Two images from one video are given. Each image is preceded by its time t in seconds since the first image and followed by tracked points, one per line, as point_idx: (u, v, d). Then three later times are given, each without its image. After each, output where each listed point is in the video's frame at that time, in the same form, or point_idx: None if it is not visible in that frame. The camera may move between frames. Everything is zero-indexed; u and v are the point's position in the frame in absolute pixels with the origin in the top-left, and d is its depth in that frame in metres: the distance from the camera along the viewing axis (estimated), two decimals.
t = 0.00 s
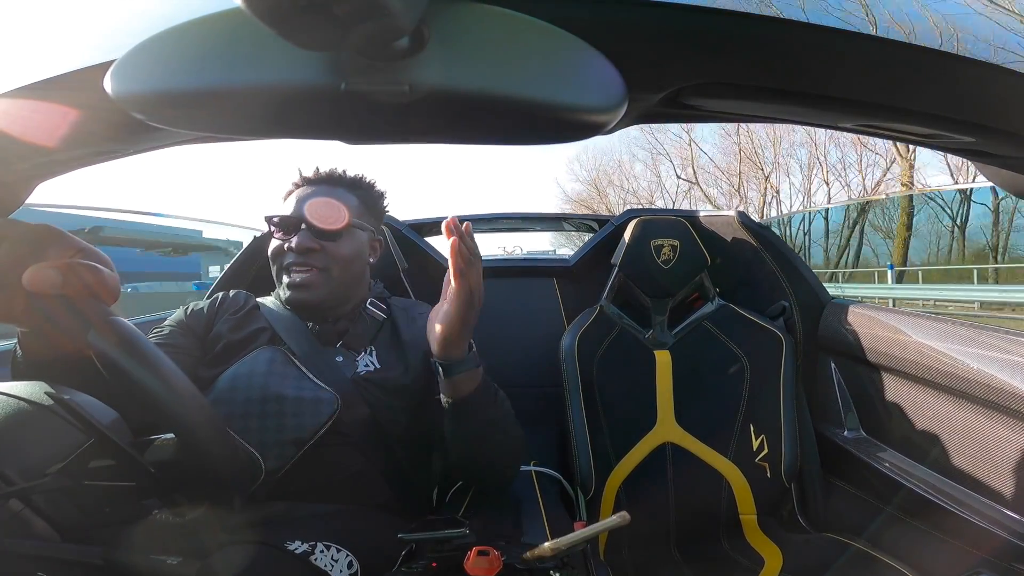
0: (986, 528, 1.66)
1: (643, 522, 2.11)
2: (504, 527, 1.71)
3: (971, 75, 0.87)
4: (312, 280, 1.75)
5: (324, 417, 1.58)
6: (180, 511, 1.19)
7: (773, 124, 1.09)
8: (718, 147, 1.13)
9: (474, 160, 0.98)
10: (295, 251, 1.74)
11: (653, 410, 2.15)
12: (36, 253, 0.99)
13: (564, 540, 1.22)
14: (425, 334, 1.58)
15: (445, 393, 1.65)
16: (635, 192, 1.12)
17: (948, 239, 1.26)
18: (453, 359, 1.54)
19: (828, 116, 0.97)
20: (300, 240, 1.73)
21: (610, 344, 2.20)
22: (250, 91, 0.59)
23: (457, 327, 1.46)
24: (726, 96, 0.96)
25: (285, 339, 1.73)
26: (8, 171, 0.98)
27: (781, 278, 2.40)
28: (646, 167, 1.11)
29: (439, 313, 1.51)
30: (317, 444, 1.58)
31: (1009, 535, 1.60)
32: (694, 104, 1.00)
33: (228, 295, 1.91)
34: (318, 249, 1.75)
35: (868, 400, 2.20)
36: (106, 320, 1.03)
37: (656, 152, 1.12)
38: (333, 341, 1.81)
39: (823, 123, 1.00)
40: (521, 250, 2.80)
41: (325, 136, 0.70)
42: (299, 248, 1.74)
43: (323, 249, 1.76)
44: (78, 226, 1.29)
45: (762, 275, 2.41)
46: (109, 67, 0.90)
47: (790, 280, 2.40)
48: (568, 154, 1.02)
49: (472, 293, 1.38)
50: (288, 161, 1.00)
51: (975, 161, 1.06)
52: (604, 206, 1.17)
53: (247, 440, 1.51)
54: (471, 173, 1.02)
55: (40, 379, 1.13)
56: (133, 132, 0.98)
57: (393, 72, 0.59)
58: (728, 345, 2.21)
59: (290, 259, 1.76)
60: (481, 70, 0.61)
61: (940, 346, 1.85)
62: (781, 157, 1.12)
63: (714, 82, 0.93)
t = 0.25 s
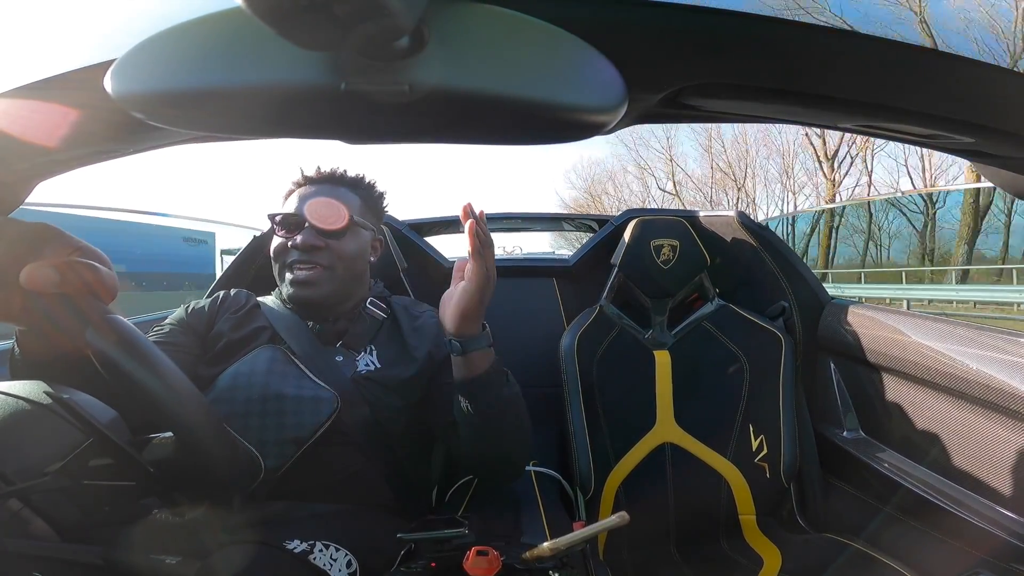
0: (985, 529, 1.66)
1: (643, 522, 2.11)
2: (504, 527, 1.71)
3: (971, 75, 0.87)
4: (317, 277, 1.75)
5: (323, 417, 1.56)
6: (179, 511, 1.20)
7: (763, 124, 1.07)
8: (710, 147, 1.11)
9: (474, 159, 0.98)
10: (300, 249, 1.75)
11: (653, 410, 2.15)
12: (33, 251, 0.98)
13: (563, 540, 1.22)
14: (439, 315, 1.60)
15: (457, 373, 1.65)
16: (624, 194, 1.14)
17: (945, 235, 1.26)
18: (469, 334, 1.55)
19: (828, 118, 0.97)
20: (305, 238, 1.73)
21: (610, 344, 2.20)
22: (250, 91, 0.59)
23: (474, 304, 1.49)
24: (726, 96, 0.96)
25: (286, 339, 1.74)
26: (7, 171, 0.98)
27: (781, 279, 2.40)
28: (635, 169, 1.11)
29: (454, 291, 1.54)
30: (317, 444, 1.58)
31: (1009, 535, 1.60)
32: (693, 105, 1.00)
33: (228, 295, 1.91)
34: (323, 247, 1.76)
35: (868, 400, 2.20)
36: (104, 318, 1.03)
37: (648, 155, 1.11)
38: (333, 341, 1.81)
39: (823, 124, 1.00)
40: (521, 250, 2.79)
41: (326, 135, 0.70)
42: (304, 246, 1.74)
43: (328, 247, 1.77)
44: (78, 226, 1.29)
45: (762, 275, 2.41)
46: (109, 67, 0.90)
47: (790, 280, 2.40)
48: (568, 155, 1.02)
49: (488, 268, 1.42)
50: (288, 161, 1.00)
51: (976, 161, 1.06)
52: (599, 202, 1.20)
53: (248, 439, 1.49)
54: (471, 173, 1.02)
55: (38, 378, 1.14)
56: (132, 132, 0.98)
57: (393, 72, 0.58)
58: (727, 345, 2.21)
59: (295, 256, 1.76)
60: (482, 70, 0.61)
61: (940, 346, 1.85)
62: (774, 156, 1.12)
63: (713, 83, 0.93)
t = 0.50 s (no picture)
0: (985, 528, 1.66)
1: (643, 521, 2.11)
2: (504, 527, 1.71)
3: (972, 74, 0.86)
4: (314, 278, 1.74)
5: (323, 418, 1.57)
6: (179, 511, 1.23)
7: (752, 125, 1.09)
8: (697, 149, 1.13)
9: (474, 159, 0.98)
10: (295, 251, 1.74)
11: (653, 410, 2.15)
12: (33, 250, 0.99)
13: (563, 540, 1.22)
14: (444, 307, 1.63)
15: (464, 360, 1.67)
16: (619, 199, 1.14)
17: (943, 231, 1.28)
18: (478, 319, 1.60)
19: (828, 117, 0.97)
20: (300, 239, 1.72)
21: (609, 344, 2.20)
22: (250, 90, 0.59)
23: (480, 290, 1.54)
24: (727, 96, 0.96)
25: (286, 338, 1.74)
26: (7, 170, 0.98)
27: (781, 278, 2.40)
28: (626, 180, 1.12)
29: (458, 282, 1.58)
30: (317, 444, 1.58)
31: (1009, 535, 1.60)
32: (693, 104, 1.00)
33: (227, 294, 1.91)
34: (318, 247, 1.74)
35: (868, 399, 2.20)
36: (104, 317, 1.03)
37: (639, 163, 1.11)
38: (332, 340, 1.81)
39: (823, 123, 1.01)
40: (521, 249, 2.80)
41: (325, 134, 0.70)
42: (299, 248, 1.73)
43: (323, 248, 1.75)
44: (78, 226, 1.29)
45: (762, 275, 2.41)
46: (109, 67, 0.90)
47: (789, 279, 2.40)
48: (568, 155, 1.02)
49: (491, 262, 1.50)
50: (288, 161, 1.00)
51: (975, 161, 1.06)
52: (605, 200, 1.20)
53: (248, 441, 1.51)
54: (471, 172, 1.02)
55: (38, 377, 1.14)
56: (132, 132, 0.98)
57: (392, 71, 0.58)
58: (727, 344, 2.21)
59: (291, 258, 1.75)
60: (481, 69, 0.61)
61: (940, 346, 1.85)
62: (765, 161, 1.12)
63: (713, 82, 0.93)
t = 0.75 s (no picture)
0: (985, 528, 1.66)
1: (643, 521, 2.11)
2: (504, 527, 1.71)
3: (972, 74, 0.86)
4: (312, 284, 1.75)
5: (324, 419, 1.57)
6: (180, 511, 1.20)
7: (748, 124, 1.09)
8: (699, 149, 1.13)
9: (473, 158, 0.98)
10: (292, 259, 1.74)
11: (653, 410, 2.15)
12: (32, 250, 0.99)
13: (564, 539, 1.22)
14: (416, 334, 1.59)
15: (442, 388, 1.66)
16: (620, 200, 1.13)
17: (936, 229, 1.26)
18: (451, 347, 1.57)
19: (829, 117, 0.97)
20: (295, 247, 1.73)
21: (609, 344, 2.20)
22: (250, 91, 0.59)
23: (451, 318, 1.50)
24: (727, 96, 0.96)
25: (285, 338, 1.75)
26: (7, 171, 0.98)
27: (781, 278, 2.40)
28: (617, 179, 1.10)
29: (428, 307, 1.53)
30: (317, 444, 1.58)
31: (1009, 535, 1.60)
32: (693, 104, 1.00)
33: (227, 294, 1.91)
34: (315, 253, 1.75)
35: (868, 399, 2.20)
36: (103, 317, 1.03)
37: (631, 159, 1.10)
38: (333, 340, 1.81)
39: (823, 123, 1.01)
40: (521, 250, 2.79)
41: (325, 135, 0.70)
42: (296, 256, 1.74)
43: (319, 254, 1.76)
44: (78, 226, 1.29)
45: (762, 275, 2.41)
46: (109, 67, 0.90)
47: (789, 279, 2.40)
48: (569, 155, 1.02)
49: (458, 282, 1.43)
50: (289, 161, 1.00)
51: (975, 161, 1.06)
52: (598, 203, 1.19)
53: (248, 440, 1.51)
54: (471, 172, 1.02)
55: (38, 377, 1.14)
56: (133, 132, 0.98)
57: (393, 72, 0.58)
58: (727, 345, 2.21)
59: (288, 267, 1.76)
60: (482, 69, 0.61)
61: (940, 346, 1.85)
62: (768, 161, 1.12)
63: (713, 82, 0.93)
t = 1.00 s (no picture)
0: (985, 529, 1.66)
1: (643, 521, 2.11)
2: (505, 527, 1.71)
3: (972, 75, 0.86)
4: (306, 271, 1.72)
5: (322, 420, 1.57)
6: (180, 511, 1.17)
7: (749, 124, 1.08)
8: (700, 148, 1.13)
9: (473, 159, 0.98)
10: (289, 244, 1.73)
11: (653, 410, 2.15)
12: (31, 251, 1.01)
13: (564, 540, 1.22)
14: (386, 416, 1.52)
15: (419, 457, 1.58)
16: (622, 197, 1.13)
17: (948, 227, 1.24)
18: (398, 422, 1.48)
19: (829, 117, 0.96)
20: (294, 232, 1.72)
21: (610, 344, 2.20)
22: (250, 91, 0.59)
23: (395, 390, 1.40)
24: (726, 96, 0.96)
25: (282, 338, 1.74)
26: (8, 171, 0.99)
27: (781, 278, 2.40)
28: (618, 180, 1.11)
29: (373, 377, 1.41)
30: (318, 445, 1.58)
31: (1009, 536, 1.60)
32: (692, 104, 1.00)
33: (227, 295, 1.91)
34: (310, 241, 1.73)
35: (868, 400, 2.20)
36: (102, 317, 1.03)
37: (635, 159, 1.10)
38: (332, 341, 1.80)
39: (823, 124, 1.00)
40: (521, 250, 2.80)
41: (326, 135, 0.70)
42: (292, 240, 1.72)
43: (315, 241, 1.73)
44: (78, 226, 1.29)
45: (762, 276, 2.41)
46: (109, 68, 0.91)
47: (790, 279, 2.40)
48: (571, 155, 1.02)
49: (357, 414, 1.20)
50: (288, 161, 1.00)
51: (975, 161, 1.06)
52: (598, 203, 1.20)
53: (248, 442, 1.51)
54: (471, 172, 1.02)
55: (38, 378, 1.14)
56: (133, 133, 0.99)
57: (393, 72, 0.59)
58: (727, 345, 2.21)
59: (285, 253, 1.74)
60: (482, 70, 0.61)
61: (940, 346, 1.85)
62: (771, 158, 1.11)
63: (711, 83, 0.93)
